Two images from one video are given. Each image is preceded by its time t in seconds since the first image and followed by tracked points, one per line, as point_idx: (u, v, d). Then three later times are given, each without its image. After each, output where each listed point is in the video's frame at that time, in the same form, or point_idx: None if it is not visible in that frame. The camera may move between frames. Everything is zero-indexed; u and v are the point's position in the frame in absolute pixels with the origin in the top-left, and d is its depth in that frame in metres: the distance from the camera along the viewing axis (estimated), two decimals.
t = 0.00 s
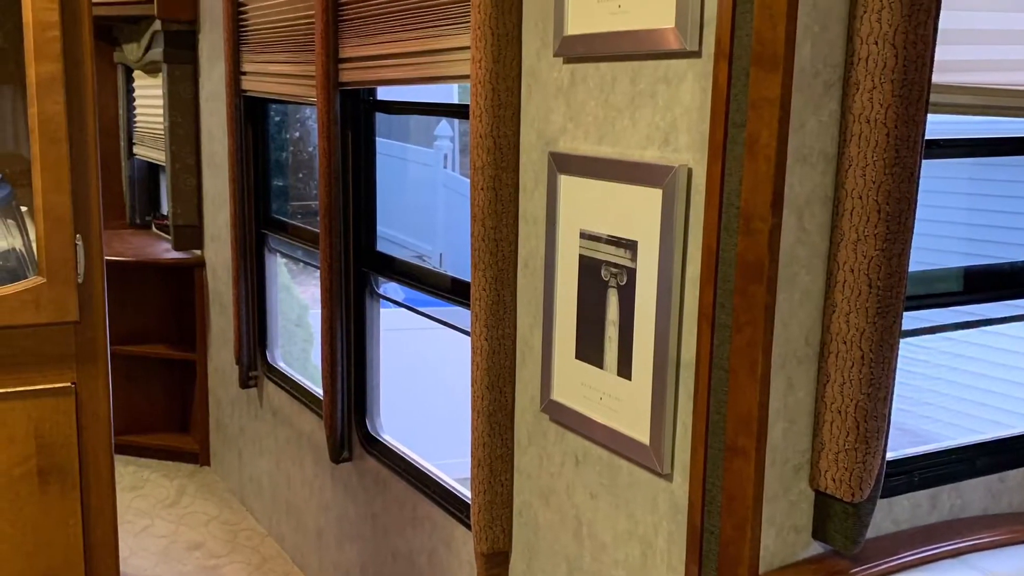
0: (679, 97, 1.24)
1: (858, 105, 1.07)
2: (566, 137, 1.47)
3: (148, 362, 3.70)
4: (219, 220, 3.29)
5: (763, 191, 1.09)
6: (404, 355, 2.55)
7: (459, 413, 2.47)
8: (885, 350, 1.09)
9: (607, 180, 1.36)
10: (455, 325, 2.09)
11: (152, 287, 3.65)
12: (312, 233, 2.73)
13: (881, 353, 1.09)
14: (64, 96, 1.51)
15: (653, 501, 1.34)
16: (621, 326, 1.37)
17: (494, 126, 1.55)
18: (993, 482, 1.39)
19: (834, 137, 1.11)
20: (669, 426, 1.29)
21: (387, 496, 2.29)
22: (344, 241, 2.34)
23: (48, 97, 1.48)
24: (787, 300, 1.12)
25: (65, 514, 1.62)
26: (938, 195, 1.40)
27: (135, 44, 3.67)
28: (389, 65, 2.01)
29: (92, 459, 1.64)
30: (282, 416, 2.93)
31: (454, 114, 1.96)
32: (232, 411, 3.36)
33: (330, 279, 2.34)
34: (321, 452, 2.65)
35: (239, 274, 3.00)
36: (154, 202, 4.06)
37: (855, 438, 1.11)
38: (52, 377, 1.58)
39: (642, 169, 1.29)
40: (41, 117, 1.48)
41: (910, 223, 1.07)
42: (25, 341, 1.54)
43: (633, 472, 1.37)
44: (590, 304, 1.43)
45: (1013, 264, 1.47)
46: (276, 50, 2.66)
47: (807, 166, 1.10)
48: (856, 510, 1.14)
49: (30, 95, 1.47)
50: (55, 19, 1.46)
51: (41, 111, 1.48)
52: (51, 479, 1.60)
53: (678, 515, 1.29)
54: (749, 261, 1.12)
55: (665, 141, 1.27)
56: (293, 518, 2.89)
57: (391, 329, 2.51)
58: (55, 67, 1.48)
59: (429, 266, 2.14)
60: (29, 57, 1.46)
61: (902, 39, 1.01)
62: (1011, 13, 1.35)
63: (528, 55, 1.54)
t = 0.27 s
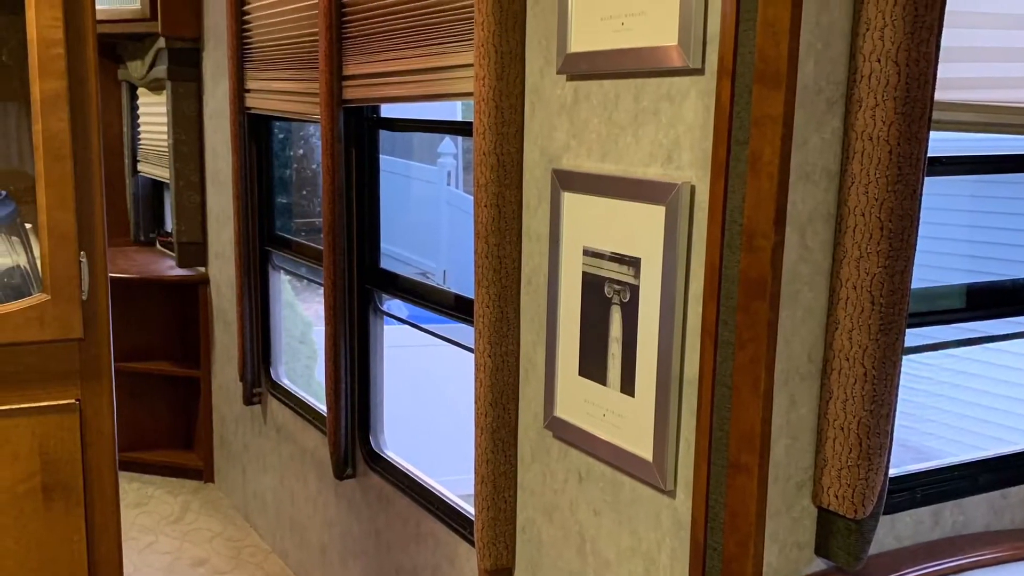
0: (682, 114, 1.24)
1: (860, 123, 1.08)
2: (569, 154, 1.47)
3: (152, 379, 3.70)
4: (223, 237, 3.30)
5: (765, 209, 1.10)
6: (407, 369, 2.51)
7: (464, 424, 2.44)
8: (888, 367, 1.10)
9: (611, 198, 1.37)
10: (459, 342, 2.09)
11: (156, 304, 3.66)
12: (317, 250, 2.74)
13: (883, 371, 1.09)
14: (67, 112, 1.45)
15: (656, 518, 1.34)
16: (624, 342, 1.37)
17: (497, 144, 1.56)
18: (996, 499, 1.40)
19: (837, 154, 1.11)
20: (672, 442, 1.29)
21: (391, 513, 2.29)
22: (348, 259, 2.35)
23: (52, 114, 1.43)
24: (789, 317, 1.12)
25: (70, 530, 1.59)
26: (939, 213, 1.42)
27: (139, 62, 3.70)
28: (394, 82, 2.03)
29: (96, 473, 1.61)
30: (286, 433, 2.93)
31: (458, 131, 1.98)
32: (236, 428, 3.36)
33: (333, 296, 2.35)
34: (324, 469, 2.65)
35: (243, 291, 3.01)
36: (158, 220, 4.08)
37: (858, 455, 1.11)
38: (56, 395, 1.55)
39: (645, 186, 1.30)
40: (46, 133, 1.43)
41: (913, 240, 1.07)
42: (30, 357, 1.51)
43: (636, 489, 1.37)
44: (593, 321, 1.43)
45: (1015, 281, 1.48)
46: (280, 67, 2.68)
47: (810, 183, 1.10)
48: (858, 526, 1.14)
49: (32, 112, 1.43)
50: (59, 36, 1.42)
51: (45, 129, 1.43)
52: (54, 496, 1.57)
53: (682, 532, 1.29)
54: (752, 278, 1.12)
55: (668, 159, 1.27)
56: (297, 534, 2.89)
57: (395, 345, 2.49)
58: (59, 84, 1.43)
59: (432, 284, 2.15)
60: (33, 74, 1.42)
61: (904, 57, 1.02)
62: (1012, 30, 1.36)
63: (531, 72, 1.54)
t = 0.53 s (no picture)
0: (685, 132, 1.25)
1: (863, 139, 1.08)
2: (572, 171, 1.48)
3: (156, 396, 3.71)
4: (227, 254, 3.32)
5: (768, 229, 1.10)
6: (417, 390, 2.56)
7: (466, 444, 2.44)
8: (890, 385, 1.10)
9: (614, 215, 1.38)
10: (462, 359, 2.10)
11: (160, 320, 3.67)
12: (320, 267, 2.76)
13: (886, 388, 1.09)
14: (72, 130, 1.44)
15: (659, 535, 1.34)
16: (628, 359, 1.38)
17: (500, 160, 1.57)
18: (999, 516, 1.40)
19: (840, 171, 1.12)
20: (675, 459, 1.29)
21: (394, 531, 2.29)
22: (352, 276, 2.36)
23: (56, 132, 1.42)
24: (790, 334, 1.13)
25: (73, 546, 1.58)
26: (943, 230, 1.43)
27: (144, 79, 3.72)
28: (399, 100, 2.04)
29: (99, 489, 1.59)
30: (290, 450, 2.93)
31: (460, 148, 1.99)
32: (240, 445, 3.36)
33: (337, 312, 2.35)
34: (328, 485, 2.65)
35: (247, 308, 3.02)
36: (163, 237, 4.10)
37: (862, 472, 1.11)
38: (62, 412, 1.53)
39: (647, 204, 1.31)
40: (49, 151, 1.42)
41: (916, 257, 1.07)
42: (33, 374, 1.50)
43: (639, 505, 1.37)
44: (597, 337, 1.44)
45: (1017, 298, 1.50)
46: (285, 85, 2.70)
47: (813, 200, 1.11)
48: (861, 543, 1.13)
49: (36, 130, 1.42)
50: (63, 54, 1.41)
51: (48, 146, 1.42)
52: (58, 513, 1.56)
53: (685, 549, 1.29)
54: (757, 295, 1.13)
55: (671, 177, 1.28)
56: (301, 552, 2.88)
57: (399, 362, 2.49)
58: (63, 102, 1.42)
59: (436, 300, 2.16)
60: (38, 92, 1.41)
61: (907, 74, 1.02)
62: (1011, 48, 1.37)
63: (535, 89, 1.55)
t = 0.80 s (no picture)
0: (688, 149, 1.26)
1: (866, 157, 1.08)
2: (575, 189, 1.49)
3: (160, 412, 3.71)
4: (231, 271, 3.33)
5: (771, 247, 1.11)
6: (420, 406, 2.55)
7: (469, 458, 2.43)
8: (893, 401, 1.10)
9: (617, 232, 1.38)
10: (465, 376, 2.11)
11: (164, 337, 3.68)
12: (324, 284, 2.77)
13: (889, 404, 1.09)
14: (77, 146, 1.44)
15: (662, 552, 1.34)
16: (632, 375, 1.38)
17: (504, 177, 1.58)
18: (1000, 532, 1.46)
19: (842, 189, 1.13)
20: (678, 476, 1.29)
21: (397, 548, 2.29)
22: (356, 293, 2.37)
23: (61, 149, 1.42)
24: (791, 352, 1.13)
25: (77, 563, 1.57)
26: (946, 247, 1.48)
27: (147, 97, 3.75)
28: (401, 118, 2.06)
29: (104, 505, 1.59)
30: (293, 466, 2.93)
31: (464, 165, 2.00)
32: (244, 462, 3.37)
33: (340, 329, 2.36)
34: (332, 502, 2.65)
35: (251, 325, 3.03)
36: (167, 254, 4.12)
37: (864, 489, 1.11)
38: (66, 429, 1.53)
39: (649, 221, 1.31)
40: (54, 167, 1.42)
41: (917, 273, 1.08)
42: (38, 391, 1.50)
43: (642, 522, 1.37)
44: (600, 354, 1.44)
45: (1019, 315, 1.53)
46: (289, 102, 2.72)
47: (815, 218, 1.11)
48: (863, 559, 1.13)
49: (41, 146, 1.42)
50: (68, 71, 1.41)
51: (53, 163, 1.42)
52: (64, 529, 1.55)
53: (689, 566, 1.29)
54: (759, 312, 1.13)
55: (674, 194, 1.29)
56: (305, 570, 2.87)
57: (401, 379, 2.50)
58: (68, 119, 1.42)
59: (441, 317, 2.17)
60: (41, 109, 1.40)
61: (909, 92, 1.03)
62: (1012, 66, 1.39)
63: (538, 107, 1.56)
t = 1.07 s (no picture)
0: (691, 166, 1.26)
1: (869, 174, 1.09)
2: (578, 206, 1.50)
3: (164, 429, 3.71)
4: (235, 288, 3.34)
5: (774, 264, 1.11)
6: (422, 423, 2.50)
7: (471, 472, 2.35)
8: (895, 418, 1.10)
9: (620, 249, 1.39)
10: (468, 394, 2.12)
11: (169, 354, 3.69)
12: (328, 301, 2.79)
13: (891, 421, 1.10)
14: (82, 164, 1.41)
15: (665, 569, 1.34)
16: (635, 392, 1.38)
17: (507, 195, 1.59)
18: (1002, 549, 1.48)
19: (845, 207, 1.13)
20: (680, 492, 1.29)
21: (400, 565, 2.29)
22: (360, 310, 2.38)
23: (65, 166, 1.39)
24: (795, 369, 1.14)
25: None
26: (950, 264, 1.48)
27: (152, 114, 3.77)
28: (405, 136, 2.08)
29: (107, 523, 1.57)
30: (297, 483, 2.93)
31: (468, 182, 2.02)
32: (248, 478, 3.36)
33: (344, 347, 2.37)
34: (336, 519, 2.64)
35: (254, 343, 3.04)
36: (171, 270, 4.13)
37: (867, 506, 1.12)
38: (70, 445, 1.51)
39: (652, 238, 1.32)
40: (57, 186, 1.39)
41: (920, 290, 1.09)
42: (41, 409, 1.48)
43: (645, 539, 1.37)
44: (604, 371, 1.45)
45: (1019, 331, 1.55)
46: (293, 119, 2.73)
47: (818, 235, 1.12)
48: None
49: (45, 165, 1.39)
50: (72, 88, 1.38)
51: (57, 181, 1.39)
52: (68, 546, 1.53)
53: None
54: (761, 330, 1.14)
55: (677, 212, 1.30)
56: None
57: (406, 396, 2.49)
58: (72, 137, 1.39)
59: (446, 334, 2.18)
60: (46, 126, 1.38)
61: (912, 109, 1.04)
62: (1013, 84, 1.40)
63: (542, 124, 1.57)
